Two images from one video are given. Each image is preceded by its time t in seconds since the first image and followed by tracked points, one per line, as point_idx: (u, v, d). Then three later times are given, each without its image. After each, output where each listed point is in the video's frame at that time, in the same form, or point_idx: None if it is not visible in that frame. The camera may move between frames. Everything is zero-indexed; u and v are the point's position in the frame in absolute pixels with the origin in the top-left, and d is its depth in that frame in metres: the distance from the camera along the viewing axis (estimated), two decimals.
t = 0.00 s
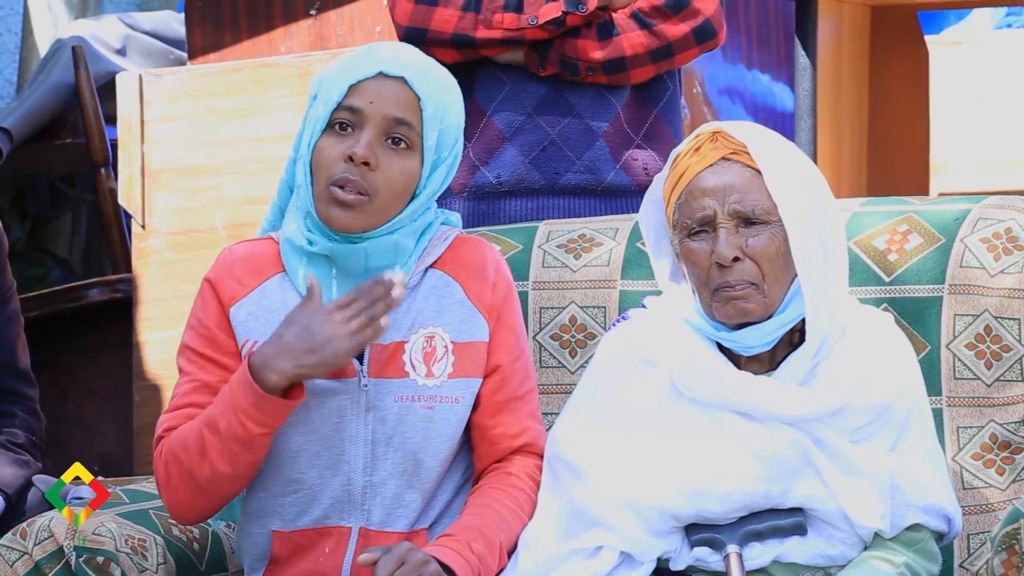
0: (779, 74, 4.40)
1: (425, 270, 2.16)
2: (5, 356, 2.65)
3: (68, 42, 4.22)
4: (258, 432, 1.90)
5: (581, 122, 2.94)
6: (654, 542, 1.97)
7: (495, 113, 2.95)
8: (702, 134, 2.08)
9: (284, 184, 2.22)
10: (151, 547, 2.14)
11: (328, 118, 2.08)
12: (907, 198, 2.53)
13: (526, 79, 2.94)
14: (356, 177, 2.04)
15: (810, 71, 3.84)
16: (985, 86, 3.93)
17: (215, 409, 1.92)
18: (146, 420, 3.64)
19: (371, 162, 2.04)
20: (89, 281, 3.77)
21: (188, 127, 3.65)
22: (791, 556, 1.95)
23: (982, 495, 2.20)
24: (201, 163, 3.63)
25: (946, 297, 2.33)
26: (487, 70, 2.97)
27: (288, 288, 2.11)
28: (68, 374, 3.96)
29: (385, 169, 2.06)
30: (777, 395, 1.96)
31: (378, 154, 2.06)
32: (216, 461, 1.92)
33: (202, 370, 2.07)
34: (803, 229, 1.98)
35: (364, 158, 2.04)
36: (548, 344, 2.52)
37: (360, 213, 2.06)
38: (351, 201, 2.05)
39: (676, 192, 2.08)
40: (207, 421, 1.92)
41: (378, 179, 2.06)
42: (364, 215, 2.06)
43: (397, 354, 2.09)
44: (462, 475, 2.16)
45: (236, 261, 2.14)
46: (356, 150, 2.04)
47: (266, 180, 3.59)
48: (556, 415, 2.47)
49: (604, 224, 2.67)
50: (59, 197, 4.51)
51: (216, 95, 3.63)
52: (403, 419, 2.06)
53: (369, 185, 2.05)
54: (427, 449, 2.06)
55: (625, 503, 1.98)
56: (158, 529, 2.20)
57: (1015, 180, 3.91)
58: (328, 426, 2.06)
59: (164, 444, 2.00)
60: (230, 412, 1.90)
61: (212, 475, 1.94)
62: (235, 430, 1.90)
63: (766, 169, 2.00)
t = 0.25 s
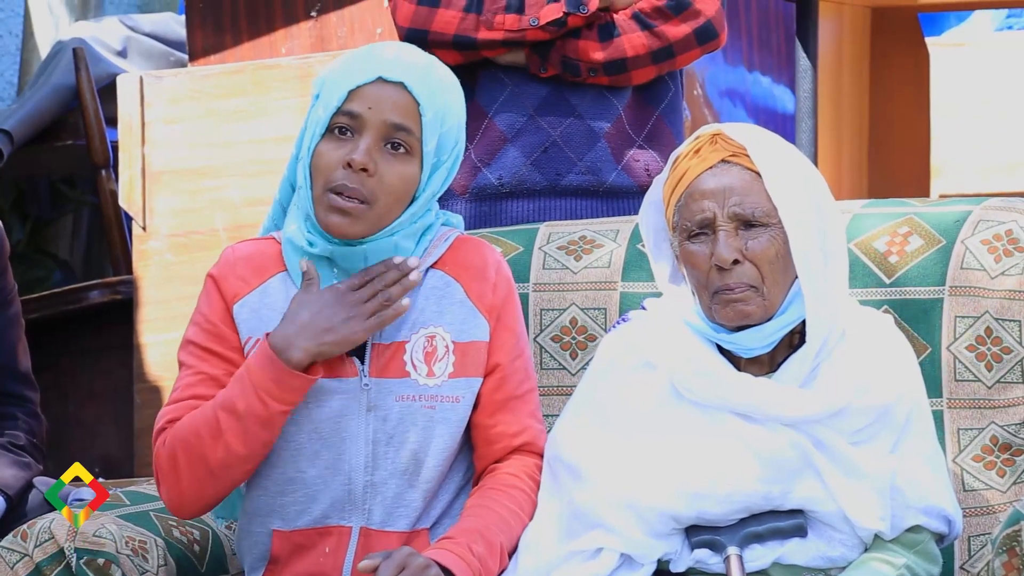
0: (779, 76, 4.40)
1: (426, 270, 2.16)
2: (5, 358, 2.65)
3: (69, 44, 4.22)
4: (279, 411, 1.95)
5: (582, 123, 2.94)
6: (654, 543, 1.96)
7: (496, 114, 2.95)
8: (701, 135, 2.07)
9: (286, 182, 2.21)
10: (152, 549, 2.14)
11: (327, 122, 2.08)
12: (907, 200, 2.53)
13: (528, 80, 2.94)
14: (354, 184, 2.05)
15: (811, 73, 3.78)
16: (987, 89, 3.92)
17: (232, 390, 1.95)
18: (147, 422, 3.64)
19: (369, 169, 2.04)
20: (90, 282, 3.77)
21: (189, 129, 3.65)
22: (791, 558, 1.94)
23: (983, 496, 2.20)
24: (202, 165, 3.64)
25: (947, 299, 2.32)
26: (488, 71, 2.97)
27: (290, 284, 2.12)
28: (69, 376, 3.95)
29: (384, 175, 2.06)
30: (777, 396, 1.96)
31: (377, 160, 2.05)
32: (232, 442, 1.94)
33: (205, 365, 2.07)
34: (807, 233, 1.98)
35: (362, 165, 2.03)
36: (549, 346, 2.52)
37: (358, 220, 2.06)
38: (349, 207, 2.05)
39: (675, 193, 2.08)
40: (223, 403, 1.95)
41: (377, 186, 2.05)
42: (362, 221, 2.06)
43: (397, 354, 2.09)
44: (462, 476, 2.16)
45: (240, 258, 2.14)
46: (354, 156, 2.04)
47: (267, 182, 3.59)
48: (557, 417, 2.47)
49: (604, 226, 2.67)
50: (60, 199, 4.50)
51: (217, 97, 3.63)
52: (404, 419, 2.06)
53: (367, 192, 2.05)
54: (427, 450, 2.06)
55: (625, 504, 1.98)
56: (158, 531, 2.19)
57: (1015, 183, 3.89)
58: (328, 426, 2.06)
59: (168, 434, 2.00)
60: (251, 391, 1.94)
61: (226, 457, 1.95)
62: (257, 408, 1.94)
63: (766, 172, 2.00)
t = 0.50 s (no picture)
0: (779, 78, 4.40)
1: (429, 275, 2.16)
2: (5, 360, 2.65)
3: (69, 45, 4.23)
4: (295, 430, 1.98)
5: (584, 122, 2.94)
6: (655, 544, 1.97)
7: (498, 115, 2.95)
8: (703, 136, 2.08)
9: (288, 188, 2.21)
10: (152, 550, 2.13)
11: (332, 125, 2.08)
12: (908, 201, 2.53)
13: (530, 80, 2.95)
14: (363, 184, 2.04)
15: (812, 75, 3.81)
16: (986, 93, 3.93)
17: (247, 410, 1.97)
18: (147, 423, 3.64)
19: (377, 169, 2.03)
20: (91, 284, 3.77)
21: (189, 130, 3.65)
22: (792, 558, 1.95)
23: (984, 497, 2.20)
24: (203, 166, 3.64)
25: (947, 300, 2.33)
26: (489, 71, 2.97)
27: (290, 291, 2.13)
28: (69, 377, 3.95)
29: (392, 176, 2.05)
30: (779, 399, 1.96)
31: (384, 161, 2.05)
32: (248, 460, 1.97)
33: (211, 376, 2.08)
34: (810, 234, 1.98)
35: (369, 166, 2.03)
36: (549, 347, 2.52)
37: (367, 220, 2.05)
38: (359, 208, 2.04)
39: (677, 196, 2.08)
40: (238, 422, 1.97)
41: (386, 186, 2.05)
42: (370, 222, 2.05)
43: (399, 364, 2.09)
44: (464, 482, 2.16)
45: (243, 263, 2.15)
46: (361, 158, 2.03)
47: (267, 183, 3.59)
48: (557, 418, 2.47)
49: (605, 227, 2.67)
50: (61, 200, 4.51)
51: (217, 98, 3.63)
52: (404, 428, 2.06)
53: (377, 192, 2.05)
54: (427, 458, 2.06)
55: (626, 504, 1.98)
56: (159, 531, 2.19)
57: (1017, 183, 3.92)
58: (330, 434, 2.06)
59: (177, 448, 2.02)
60: (267, 412, 1.96)
61: (240, 475, 1.98)
62: (274, 429, 1.96)
63: (768, 172, 2.00)
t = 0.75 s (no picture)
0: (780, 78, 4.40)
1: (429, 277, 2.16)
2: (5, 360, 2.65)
3: (70, 45, 4.23)
4: (297, 429, 1.98)
5: (584, 123, 2.94)
6: (656, 544, 1.97)
7: (498, 115, 2.95)
8: (705, 136, 2.07)
9: (288, 188, 2.21)
10: (152, 551, 2.13)
11: (331, 130, 2.07)
12: (908, 202, 2.53)
13: (530, 80, 2.95)
14: (361, 191, 2.03)
15: (812, 75, 3.80)
16: (986, 93, 3.93)
17: (248, 408, 1.97)
18: (147, 423, 3.64)
19: (375, 176, 2.02)
20: (90, 284, 3.77)
21: (189, 130, 3.65)
22: (793, 559, 1.95)
23: (984, 498, 2.20)
24: (203, 166, 3.64)
25: (948, 301, 2.33)
26: (490, 71, 2.97)
27: (291, 292, 2.13)
28: (69, 378, 3.95)
29: (391, 182, 2.04)
30: (779, 398, 1.96)
31: (383, 167, 2.04)
32: (249, 459, 1.96)
33: (213, 376, 2.08)
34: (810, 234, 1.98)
35: (368, 172, 2.02)
36: (550, 347, 2.52)
37: (366, 228, 2.05)
38: (357, 216, 2.04)
39: (678, 196, 2.08)
40: (239, 421, 1.97)
41: (384, 192, 2.04)
42: (369, 229, 2.05)
43: (400, 364, 2.09)
44: (465, 482, 2.16)
45: (243, 264, 2.15)
46: (359, 164, 2.02)
47: (267, 183, 3.59)
48: (558, 419, 2.47)
49: (605, 227, 2.67)
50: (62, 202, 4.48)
51: (217, 98, 3.63)
52: (405, 428, 2.06)
53: (375, 199, 2.04)
54: (429, 457, 2.06)
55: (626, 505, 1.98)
56: (159, 532, 2.19)
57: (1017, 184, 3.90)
58: (331, 435, 2.06)
59: (179, 448, 2.01)
60: (269, 410, 1.96)
61: (242, 474, 1.98)
62: (275, 427, 1.96)
63: (769, 172, 2.00)
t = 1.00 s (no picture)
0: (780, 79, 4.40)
1: (427, 273, 2.16)
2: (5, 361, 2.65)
3: (70, 45, 4.23)
4: (294, 420, 1.97)
5: (584, 123, 2.94)
6: (656, 544, 1.97)
7: (498, 116, 2.95)
8: (706, 136, 2.07)
9: (286, 188, 2.22)
10: (153, 551, 2.13)
11: (328, 126, 2.07)
12: (908, 202, 2.53)
13: (530, 81, 2.95)
14: (359, 185, 2.04)
15: (812, 76, 3.80)
16: (986, 93, 3.94)
17: (246, 399, 1.97)
18: (147, 424, 3.64)
19: (373, 169, 2.03)
20: (90, 285, 3.77)
21: (189, 131, 3.65)
22: (793, 558, 1.95)
23: (985, 498, 2.20)
24: (203, 166, 3.64)
25: (948, 302, 2.33)
26: (490, 71, 2.97)
27: (292, 290, 2.13)
28: (70, 378, 3.95)
29: (389, 175, 2.05)
30: (779, 398, 1.96)
31: (380, 160, 2.05)
32: (246, 450, 1.96)
33: (212, 370, 2.08)
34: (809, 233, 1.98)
35: (366, 165, 2.02)
36: (550, 348, 2.52)
37: (365, 221, 2.05)
38: (356, 209, 2.04)
39: (679, 196, 2.08)
40: (236, 411, 1.97)
41: (382, 185, 2.04)
42: (369, 221, 2.05)
43: (398, 358, 2.09)
44: (465, 480, 2.16)
45: (242, 261, 2.15)
46: (357, 158, 2.03)
47: (267, 184, 3.59)
48: (558, 419, 2.47)
49: (606, 228, 2.67)
50: (61, 202, 4.49)
51: (217, 99, 3.63)
52: (403, 423, 2.06)
53: (373, 192, 2.04)
54: (427, 452, 2.06)
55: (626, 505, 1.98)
56: (159, 532, 2.19)
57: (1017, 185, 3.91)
58: (328, 429, 2.06)
59: (177, 440, 2.01)
60: (266, 401, 1.96)
61: (240, 465, 1.97)
62: (272, 418, 1.96)
63: (769, 172, 2.00)
